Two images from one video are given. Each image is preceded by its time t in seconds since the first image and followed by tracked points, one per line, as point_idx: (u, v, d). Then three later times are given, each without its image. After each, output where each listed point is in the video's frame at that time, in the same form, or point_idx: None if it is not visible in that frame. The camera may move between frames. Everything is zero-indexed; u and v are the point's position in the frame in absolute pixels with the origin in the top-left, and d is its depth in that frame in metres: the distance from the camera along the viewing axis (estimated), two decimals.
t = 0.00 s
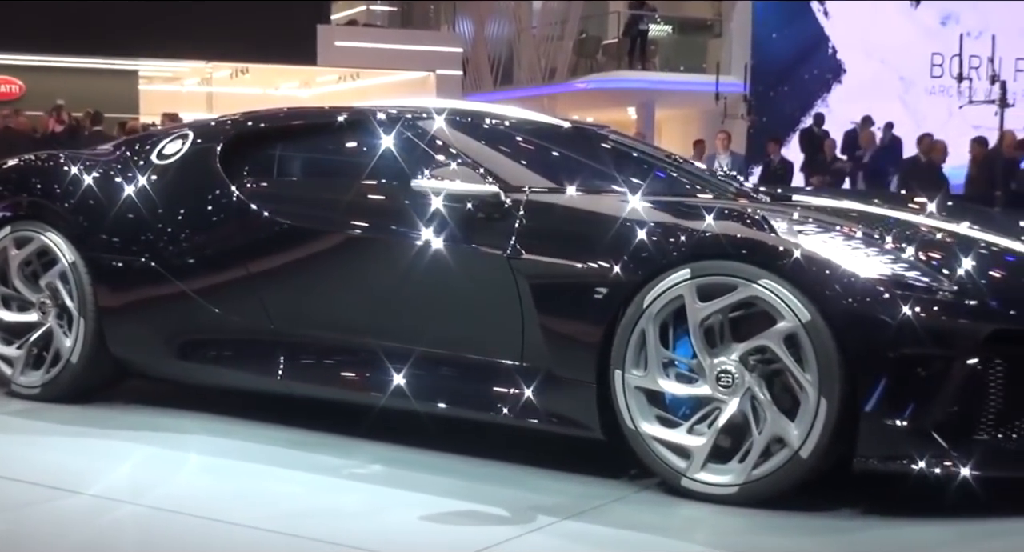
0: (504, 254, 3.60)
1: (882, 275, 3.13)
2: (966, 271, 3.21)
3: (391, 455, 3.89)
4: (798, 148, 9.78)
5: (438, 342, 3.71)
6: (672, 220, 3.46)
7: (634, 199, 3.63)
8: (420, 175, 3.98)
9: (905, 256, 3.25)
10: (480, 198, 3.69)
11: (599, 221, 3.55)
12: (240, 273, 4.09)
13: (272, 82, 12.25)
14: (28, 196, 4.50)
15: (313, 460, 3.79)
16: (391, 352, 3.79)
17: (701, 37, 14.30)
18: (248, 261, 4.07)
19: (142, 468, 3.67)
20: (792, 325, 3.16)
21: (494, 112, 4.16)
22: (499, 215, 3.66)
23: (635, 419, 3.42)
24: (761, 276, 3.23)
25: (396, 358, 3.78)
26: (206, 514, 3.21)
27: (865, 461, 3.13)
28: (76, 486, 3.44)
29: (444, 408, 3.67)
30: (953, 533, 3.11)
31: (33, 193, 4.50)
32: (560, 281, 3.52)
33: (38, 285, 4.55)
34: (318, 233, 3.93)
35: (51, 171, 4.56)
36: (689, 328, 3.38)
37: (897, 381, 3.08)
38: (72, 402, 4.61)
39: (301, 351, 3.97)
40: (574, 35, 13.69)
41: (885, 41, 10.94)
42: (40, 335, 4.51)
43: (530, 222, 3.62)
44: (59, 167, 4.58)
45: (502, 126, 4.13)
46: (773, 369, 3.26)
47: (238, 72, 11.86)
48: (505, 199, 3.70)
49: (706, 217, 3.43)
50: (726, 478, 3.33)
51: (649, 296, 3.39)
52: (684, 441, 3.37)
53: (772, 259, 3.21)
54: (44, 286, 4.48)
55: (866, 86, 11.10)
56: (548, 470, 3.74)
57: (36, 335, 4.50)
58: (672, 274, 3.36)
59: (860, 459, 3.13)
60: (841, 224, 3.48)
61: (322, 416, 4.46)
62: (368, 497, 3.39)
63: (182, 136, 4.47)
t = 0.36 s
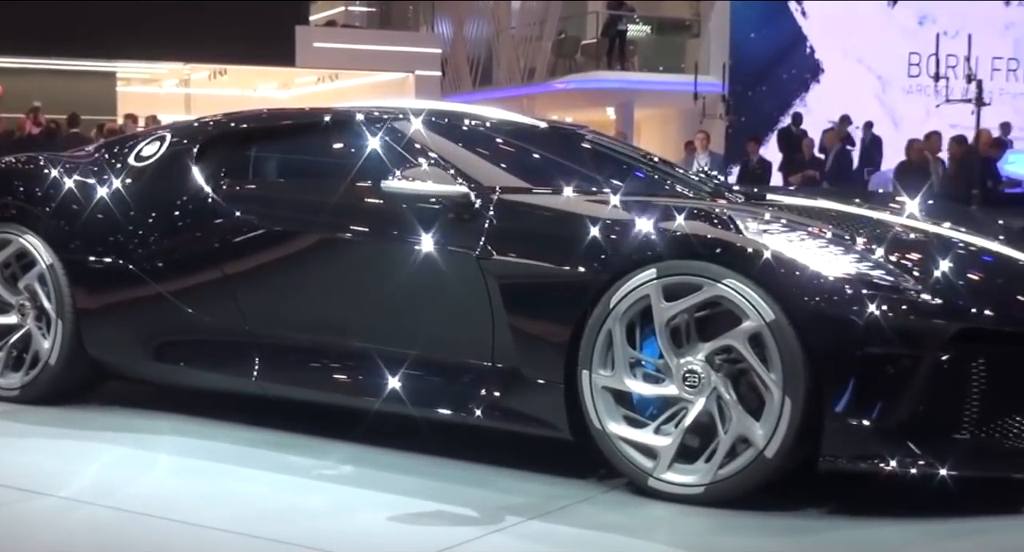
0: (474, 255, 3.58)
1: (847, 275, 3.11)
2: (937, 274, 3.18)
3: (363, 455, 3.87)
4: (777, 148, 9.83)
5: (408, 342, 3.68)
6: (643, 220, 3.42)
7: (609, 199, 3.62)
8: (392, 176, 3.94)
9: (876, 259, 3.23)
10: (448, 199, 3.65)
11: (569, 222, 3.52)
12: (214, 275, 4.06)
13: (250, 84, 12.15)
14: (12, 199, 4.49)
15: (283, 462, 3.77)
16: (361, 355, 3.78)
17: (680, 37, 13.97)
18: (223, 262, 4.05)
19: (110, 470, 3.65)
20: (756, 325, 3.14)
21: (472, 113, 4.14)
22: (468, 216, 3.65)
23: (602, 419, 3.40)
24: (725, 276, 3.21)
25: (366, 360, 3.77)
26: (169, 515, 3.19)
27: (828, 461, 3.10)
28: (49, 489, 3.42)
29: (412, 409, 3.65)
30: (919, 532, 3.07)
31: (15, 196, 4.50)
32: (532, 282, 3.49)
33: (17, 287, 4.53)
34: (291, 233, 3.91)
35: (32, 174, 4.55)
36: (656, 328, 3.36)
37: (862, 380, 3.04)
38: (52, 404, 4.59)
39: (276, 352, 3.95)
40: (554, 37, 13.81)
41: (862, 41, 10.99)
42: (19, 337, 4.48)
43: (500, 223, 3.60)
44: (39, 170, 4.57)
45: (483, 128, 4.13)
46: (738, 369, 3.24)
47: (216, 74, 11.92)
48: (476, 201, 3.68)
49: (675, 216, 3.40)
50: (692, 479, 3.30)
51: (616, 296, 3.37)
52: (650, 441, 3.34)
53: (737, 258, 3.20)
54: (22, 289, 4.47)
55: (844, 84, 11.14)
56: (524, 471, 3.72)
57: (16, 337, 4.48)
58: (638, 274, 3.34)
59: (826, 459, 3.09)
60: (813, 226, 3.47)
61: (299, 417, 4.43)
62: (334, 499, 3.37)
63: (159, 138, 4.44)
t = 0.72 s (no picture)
0: (437, 256, 3.56)
1: (803, 274, 3.10)
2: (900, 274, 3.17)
3: (329, 458, 3.86)
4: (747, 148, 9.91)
5: (374, 345, 3.67)
6: (590, 220, 3.43)
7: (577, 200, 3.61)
8: (351, 180, 3.94)
9: (837, 259, 3.21)
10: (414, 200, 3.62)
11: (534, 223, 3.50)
12: (182, 279, 4.04)
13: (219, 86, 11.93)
14: None
15: (246, 465, 3.75)
16: (327, 359, 3.77)
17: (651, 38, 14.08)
18: (191, 266, 4.03)
19: (72, 475, 3.63)
20: (714, 325, 3.13)
21: (440, 115, 4.16)
22: (431, 217, 3.63)
23: (563, 420, 3.39)
24: (683, 276, 3.20)
25: (331, 366, 3.76)
26: (128, 520, 3.18)
27: (785, 461, 3.10)
28: (13, 494, 3.40)
29: (375, 412, 3.64)
30: (875, 533, 3.07)
31: None
32: (498, 283, 3.47)
33: None
34: (256, 237, 3.89)
35: (4, 180, 4.50)
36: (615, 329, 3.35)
37: (819, 379, 3.04)
38: (24, 409, 4.57)
39: (244, 356, 3.95)
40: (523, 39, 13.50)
41: (831, 41, 11.03)
42: None
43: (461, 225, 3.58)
44: (12, 177, 4.51)
45: (456, 131, 4.16)
46: (697, 370, 3.22)
47: (186, 79, 11.54)
48: (438, 202, 3.65)
49: (638, 217, 3.38)
50: (651, 479, 3.30)
51: (575, 298, 3.36)
52: (610, 442, 3.33)
53: (694, 258, 3.19)
54: None
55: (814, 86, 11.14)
56: (493, 472, 3.73)
57: None
58: (597, 275, 3.33)
59: (784, 459, 3.09)
60: (776, 227, 3.46)
61: (270, 420, 4.42)
62: (295, 501, 3.37)
63: (129, 142, 4.40)
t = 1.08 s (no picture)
0: (397, 257, 3.53)
1: (760, 273, 3.08)
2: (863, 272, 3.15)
3: (294, 460, 3.84)
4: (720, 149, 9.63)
5: (338, 346, 3.65)
6: (540, 218, 3.41)
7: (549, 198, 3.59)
8: (315, 183, 3.94)
9: (798, 260, 3.19)
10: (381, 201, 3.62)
11: (496, 222, 3.47)
12: (151, 282, 4.03)
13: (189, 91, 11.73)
14: None
15: (209, 469, 3.73)
16: (291, 362, 3.75)
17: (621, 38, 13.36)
18: (159, 268, 4.00)
19: (32, 481, 3.61)
20: (671, 325, 3.11)
21: (410, 116, 4.20)
22: (394, 219, 3.59)
23: (524, 422, 3.37)
24: (641, 276, 3.18)
25: (297, 369, 3.73)
26: (84, 524, 3.16)
27: (743, 460, 3.07)
28: None
29: (339, 414, 3.62)
30: (829, 533, 3.03)
31: None
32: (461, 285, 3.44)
33: None
34: (219, 239, 3.87)
35: None
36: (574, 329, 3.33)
37: (775, 378, 3.01)
38: None
39: (213, 359, 3.92)
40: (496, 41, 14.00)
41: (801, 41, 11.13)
42: None
43: (427, 223, 3.54)
44: None
45: (430, 133, 4.21)
46: (656, 370, 3.20)
47: (156, 81, 11.23)
48: (401, 202, 3.62)
49: (599, 218, 3.34)
50: (611, 480, 3.27)
51: (534, 298, 3.34)
52: (570, 443, 3.31)
53: (651, 257, 3.17)
54: None
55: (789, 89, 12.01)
56: (462, 473, 3.71)
57: None
58: (556, 276, 3.31)
59: (742, 459, 3.07)
60: (739, 227, 3.45)
61: (240, 423, 4.39)
62: (254, 503, 3.35)
63: (99, 146, 4.37)
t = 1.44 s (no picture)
0: (364, 261, 3.51)
1: (722, 276, 3.07)
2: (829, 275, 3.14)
3: (264, 464, 3.82)
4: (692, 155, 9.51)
5: (306, 349, 3.64)
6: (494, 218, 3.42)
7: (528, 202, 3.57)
8: (283, 184, 3.94)
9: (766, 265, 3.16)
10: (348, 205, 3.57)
11: (463, 226, 3.44)
12: (123, 284, 4.01)
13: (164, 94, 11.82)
14: None
15: (177, 472, 3.71)
16: (262, 365, 3.74)
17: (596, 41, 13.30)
18: (132, 271, 3.98)
19: None
20: (633, 328, 3.09)
21: (392, 117, 4.15)
22: (361, 222, 3.57)
23: (489, 426, 3.34)
24: (604, 279, 3.16)
25: (268, 372, 3.72)
26: (46, 529, 3.14)
27: (707, 465, 3.07)
28: None
29: (308, 417, 3.60)
30: (797, 535, 3.02)
31: None
32: (427, 289, 3.42)
33: None
34: (190, 242, 3.86)
35: None
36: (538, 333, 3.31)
37: (737, 382, 3.00)
38: None
39: (186, 362, 3.90)
40: (471, 43, 13.76)
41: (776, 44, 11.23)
42: None
43: (393, 228, 3.53)
44: None
45: (409, 137, 4.14)
46: (619, 373, 3.18)
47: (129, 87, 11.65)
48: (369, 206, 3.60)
49: (565, 221, 3.31)
50: (574, 484, 3.25)
51: (498, 302, 3.31)
52: (534, 446, 3.29)
53: (614, 260, 3.15)
54: None
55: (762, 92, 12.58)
56: (433, 476, 3.69)
57: None
58: (519, 279, 3.28)
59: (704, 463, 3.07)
60: (708, 231, 3.41)
61: (214, 426, 4.36)
62: (218, 507, 3.34)
63: (72, 149, 4.33)
